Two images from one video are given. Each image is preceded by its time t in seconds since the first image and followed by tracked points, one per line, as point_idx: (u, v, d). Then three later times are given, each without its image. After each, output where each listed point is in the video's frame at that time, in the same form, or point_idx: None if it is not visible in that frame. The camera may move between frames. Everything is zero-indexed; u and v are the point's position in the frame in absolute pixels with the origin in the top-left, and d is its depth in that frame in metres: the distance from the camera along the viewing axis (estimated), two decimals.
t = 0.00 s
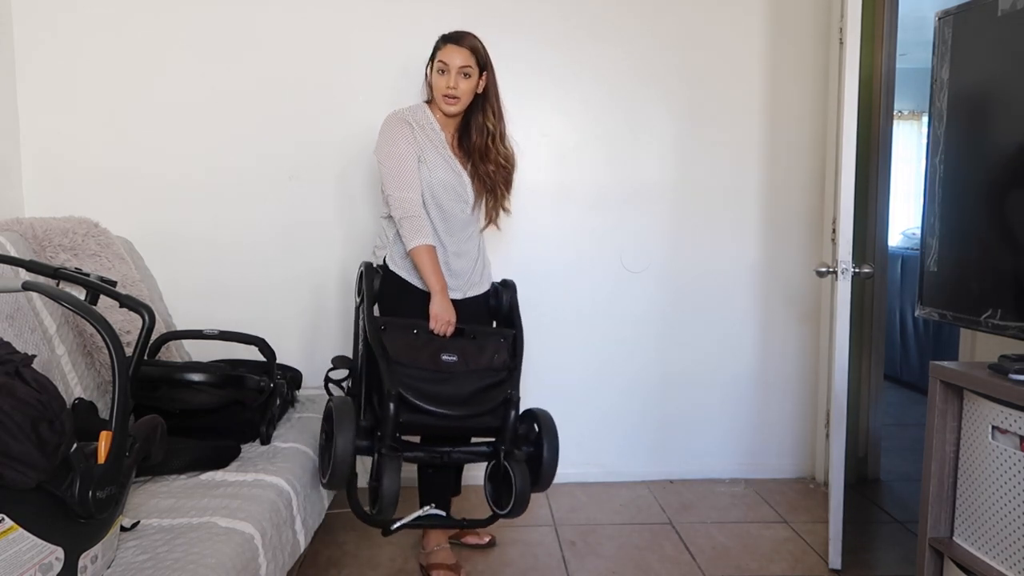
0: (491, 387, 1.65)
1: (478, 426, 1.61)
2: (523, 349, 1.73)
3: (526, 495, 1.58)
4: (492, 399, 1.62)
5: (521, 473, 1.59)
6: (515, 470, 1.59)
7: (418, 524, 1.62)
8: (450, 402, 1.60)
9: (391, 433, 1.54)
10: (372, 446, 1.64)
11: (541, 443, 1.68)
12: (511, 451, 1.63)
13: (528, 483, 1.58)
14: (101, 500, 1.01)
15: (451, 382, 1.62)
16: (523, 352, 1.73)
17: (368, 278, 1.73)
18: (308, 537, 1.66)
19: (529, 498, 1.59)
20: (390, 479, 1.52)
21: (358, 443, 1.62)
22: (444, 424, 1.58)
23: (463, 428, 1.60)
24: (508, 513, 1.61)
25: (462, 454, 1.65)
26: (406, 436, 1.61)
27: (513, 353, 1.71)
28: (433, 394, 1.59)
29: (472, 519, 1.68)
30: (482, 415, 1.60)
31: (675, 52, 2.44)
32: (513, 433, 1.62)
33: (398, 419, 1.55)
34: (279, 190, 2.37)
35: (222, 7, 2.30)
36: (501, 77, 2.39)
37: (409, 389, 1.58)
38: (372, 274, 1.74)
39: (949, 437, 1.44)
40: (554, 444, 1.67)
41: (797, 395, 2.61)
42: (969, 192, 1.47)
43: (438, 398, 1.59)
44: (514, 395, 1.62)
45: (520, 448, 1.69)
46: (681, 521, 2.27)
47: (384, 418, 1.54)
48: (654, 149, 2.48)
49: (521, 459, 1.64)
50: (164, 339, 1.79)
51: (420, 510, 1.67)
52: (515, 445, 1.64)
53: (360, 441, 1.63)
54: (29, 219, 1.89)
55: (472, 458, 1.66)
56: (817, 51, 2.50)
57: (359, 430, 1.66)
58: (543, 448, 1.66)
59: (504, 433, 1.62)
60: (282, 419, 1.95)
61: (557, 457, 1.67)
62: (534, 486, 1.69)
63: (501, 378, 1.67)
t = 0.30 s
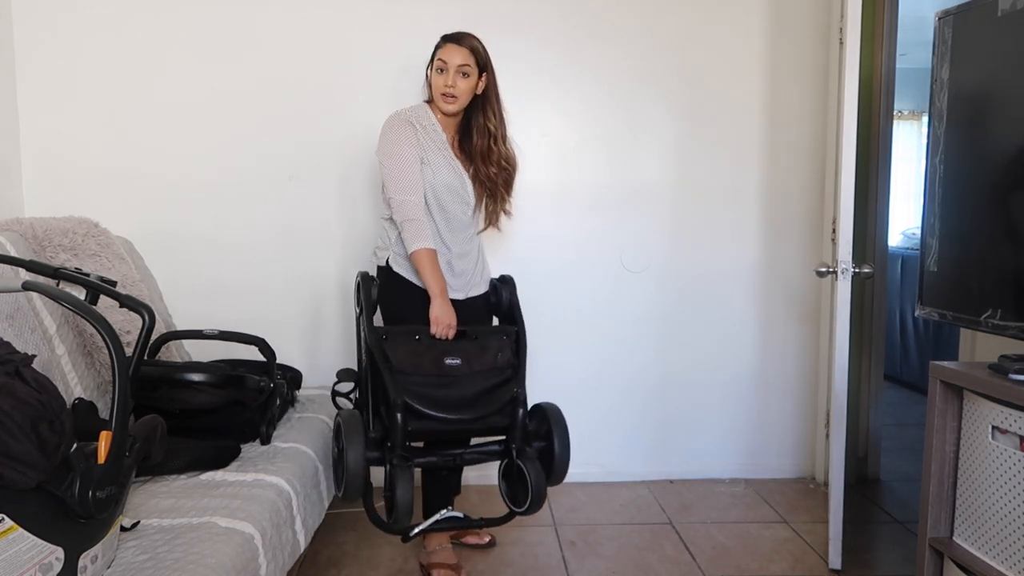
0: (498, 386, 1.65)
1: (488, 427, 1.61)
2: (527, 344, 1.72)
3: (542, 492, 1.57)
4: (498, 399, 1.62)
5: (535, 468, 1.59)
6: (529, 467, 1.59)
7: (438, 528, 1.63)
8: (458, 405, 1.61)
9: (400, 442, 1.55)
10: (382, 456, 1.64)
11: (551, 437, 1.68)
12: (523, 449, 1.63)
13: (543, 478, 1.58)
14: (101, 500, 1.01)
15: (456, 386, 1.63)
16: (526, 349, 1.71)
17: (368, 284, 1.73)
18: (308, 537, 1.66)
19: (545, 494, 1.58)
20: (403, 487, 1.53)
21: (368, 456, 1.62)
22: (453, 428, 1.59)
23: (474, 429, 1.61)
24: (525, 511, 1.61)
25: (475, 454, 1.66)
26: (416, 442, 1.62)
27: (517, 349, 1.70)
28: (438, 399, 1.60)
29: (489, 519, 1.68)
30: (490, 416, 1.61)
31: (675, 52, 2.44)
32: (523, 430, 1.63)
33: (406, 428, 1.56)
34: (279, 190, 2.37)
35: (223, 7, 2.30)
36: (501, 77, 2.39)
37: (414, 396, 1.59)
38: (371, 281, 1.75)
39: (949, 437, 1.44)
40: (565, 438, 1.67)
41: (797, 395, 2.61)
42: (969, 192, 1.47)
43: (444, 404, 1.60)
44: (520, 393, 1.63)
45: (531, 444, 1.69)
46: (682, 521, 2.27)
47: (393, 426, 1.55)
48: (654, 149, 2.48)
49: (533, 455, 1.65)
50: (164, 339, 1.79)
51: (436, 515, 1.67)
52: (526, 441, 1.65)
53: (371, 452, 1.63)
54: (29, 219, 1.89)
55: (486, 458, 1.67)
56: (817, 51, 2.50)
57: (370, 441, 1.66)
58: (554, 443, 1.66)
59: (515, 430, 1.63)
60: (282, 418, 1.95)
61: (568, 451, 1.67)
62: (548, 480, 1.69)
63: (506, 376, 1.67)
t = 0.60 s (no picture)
0: (497, 390, 1.66)
1: (487, 431, 1.61)
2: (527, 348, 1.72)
3: (540, 498, 1.55)
4: (498, 404, 1.62)
5: (534, 471, 1.58)
6: (528, 470, 1.58)
7: (443, 530, 1.63)
8: (457, 411, 1.61)
9: (398, 451, 1.55)
10: (379, 462, 1.62)
11: (553, 439, 1.66)
12: (523, 453, 1.63)
13: (541, 483, 1.57)
14: (101, 500, 1.01)
15: (455, 392, 1.63)
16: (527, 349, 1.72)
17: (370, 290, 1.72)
18: (308, 537, 1.66)
19: (543, 499, 1.56)
20: (399, 496, 1.53)
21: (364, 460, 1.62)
22: (452, 435, 1.59)
23: (473, 434, 1.60)
24: (524, 516, 1.59)
25: (476, 458, 1.66)
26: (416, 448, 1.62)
27: (518, 352, 1.72)
28: (436, 407, 1.60)
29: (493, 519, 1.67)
30: (490, 421, 1.61)
31: (675, 52, 2.44)
32: (523, 433, 1.63)
33: (403, 436, 1.57)
34: (279, 190, 2.37)
35: (223, 7, 2.30)
36: (501, 77, 2.39)
37: (412, 404, 1.59)
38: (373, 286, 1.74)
39: (949, 437, 1.44)
40: (566, 439, 1.65)
41: (797, 394, 2.61)
42: (969, 192, 1.47)
43: (442, 411, 1.60)
44: (518, 398, 1.63)
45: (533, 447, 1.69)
46: (682, 521, 2.27)
47: (389, 436, 1.56)
48: (654, 149, 2.48)
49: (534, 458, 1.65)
50: (164, 339, 1.78)
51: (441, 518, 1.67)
52: (527, 445, 1.65)
53: (367, 459, 1.62)
54: (29, 219, 1.89)
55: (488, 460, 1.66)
56: (817, 51, 2.50)
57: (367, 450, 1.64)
58: (554, 444, 1.65)
59: (515, 433, 1.63)
60: (282, 419, 1.95)
61: (570, 451, 1.65)
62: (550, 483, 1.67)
63: (506, 380, 1.67)
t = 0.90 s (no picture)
0: (492, 396, 1.64)
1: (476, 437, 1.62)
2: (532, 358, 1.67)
3: (522, 509, 1.58)
4: (491, 411, 1.62)
5: (518, 483, 1.60)
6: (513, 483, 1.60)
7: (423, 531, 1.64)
8: (450, 412, 1.61)
9: (385, 445, 1.59)
10: (367, 453, 1.67)
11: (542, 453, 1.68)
12: (510, 463, 1.63)
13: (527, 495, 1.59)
14: (101, 500, 1.01)
15: (453, 393, 1.63)
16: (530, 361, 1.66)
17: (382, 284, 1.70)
18: (308, 537, 1.66)
19: (525, 510, 1.59)
20: (377, 486, 1.55)
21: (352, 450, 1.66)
22: (441, 435, 1.60)
23: (462, 437, 1.61)
24: (505, 526, 1.60)
25: (465, 463, 1.66)
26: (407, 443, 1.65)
27: (520, 362, 1.66)
28: (430, 405, 1.61)
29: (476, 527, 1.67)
30: (480, 426, 1.61)
31: (675, 51, 2.44)
32: (513, 445, 1.62)
33: (393, 431, 1.60)
34: (279, 190, 2.37)
35: (223, 7, 2.30)
36: (501, 76, 2.39)
37: (406, 400, 1.61)
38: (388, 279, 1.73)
39: (949, 437, 1.44)
40: (556, 454, 1.67)
41: (797, 394, 2.61)
42: (969, 192, 1.47)
43: (435, 411, 1.61)
44: (512, 406, 1.62)
45: (523, 458, 1.67)
46: (681, 521, 2.27)
47: (380, 428, 1.60)
48: (654, 149, 2.48)
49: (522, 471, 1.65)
50: (164, 339, 1.78)
51: (424, 518, 1.68)
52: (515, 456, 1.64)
53: (355, 449, 1.66)
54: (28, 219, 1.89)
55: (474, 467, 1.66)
56: (817, 51, 2.50)
57: (358, 440, 1.67)
58: (544, 458, 1.67)
59: (504, 444, 1.62)
60: (282, 419, 1.95)
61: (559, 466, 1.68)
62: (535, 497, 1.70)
63: (503, 388, 1.65)
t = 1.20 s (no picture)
0: (485, 395, 1.65)
1: (468, 435, 1.62)
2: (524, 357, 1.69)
3: (516, 509, 1.56)
4: (483, 408, 1.61)
5: (511, 480, 1.57)
6: (505, 479, 1.57)
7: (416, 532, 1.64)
8: (442, 410, 1.62)
9: (378, 442, 1.60)
10: (360, 454, 1.67)
11: (536, 450, 1.68)
12: (503, 461, 1.62)
13: (518, 493, 1.56)
14: (101, 500, 1.01)
15: (445, 392, 1.64)
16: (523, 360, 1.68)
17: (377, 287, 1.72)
18: (308, 537, 1.66)
19: (520, 509, 1.57)
20: (368, 486, 1.54)
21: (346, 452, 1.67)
22: (433, 434, 1.59)
23: (453, 435, 1.61)
24: (499, 526, 1.59)
25: (460, 462, 1.66)
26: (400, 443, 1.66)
27: (513, 361, 1.68)
28: (423, 404, 1.62)
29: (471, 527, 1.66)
30: (472, 425, 1.60)
31: (675, 51, 2.44)
32: (505, 443, 1.61)
33: (386, 430, 1.60)
34: (279, 191, 2.37)
35: (223, 7, 2.30)
36: (501, 76, 2.39)
37: (397, 399, 1.62)
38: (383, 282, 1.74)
39: (949, 437, 1.44)
40: (550, 451, 1.67)
41: (797, 394, 2.61)
42: (969, 192, 1.47)
43: (427, 410, 1.61)
44: (504, 404, 1.61)
45: (517, 457, 1.67)
46: (681, 521, 2.27)
47: (371, 426, 1.59)
48: (654, 149, 2.48)
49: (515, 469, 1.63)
50: (164, 339, 1.78)
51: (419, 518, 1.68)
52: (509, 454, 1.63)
53: (348, 448, 1.67)
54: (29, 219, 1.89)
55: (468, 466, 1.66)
56: (817, 51, 2.50)
57: (351, 440, 1.68)
58: (538, 456, 1.67)
59: (496, 442, 1.61)
60: (282, 418, 1.95)
61: (553, 464, 1.68)
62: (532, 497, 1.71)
63: (495, 387, 1.66)
